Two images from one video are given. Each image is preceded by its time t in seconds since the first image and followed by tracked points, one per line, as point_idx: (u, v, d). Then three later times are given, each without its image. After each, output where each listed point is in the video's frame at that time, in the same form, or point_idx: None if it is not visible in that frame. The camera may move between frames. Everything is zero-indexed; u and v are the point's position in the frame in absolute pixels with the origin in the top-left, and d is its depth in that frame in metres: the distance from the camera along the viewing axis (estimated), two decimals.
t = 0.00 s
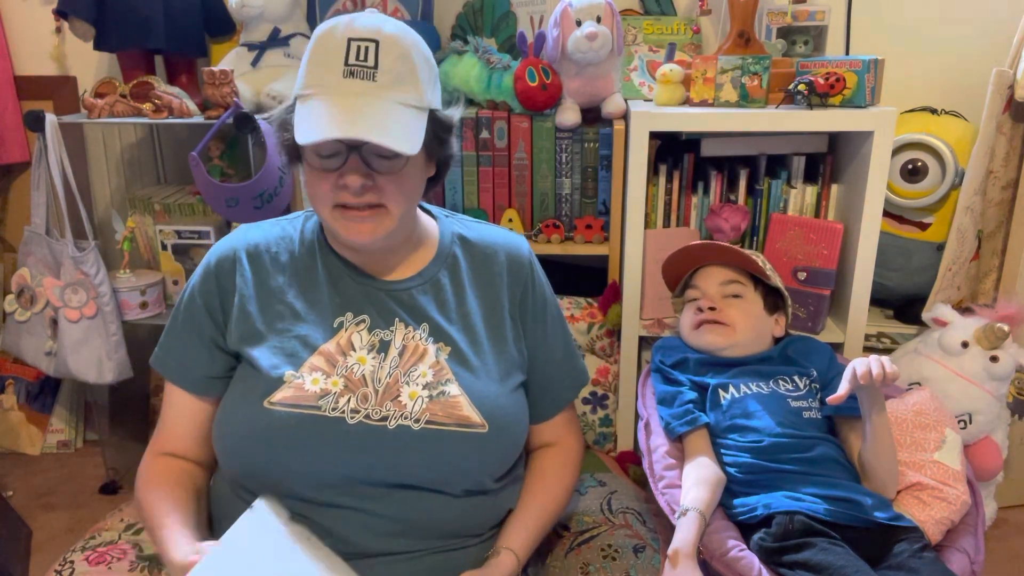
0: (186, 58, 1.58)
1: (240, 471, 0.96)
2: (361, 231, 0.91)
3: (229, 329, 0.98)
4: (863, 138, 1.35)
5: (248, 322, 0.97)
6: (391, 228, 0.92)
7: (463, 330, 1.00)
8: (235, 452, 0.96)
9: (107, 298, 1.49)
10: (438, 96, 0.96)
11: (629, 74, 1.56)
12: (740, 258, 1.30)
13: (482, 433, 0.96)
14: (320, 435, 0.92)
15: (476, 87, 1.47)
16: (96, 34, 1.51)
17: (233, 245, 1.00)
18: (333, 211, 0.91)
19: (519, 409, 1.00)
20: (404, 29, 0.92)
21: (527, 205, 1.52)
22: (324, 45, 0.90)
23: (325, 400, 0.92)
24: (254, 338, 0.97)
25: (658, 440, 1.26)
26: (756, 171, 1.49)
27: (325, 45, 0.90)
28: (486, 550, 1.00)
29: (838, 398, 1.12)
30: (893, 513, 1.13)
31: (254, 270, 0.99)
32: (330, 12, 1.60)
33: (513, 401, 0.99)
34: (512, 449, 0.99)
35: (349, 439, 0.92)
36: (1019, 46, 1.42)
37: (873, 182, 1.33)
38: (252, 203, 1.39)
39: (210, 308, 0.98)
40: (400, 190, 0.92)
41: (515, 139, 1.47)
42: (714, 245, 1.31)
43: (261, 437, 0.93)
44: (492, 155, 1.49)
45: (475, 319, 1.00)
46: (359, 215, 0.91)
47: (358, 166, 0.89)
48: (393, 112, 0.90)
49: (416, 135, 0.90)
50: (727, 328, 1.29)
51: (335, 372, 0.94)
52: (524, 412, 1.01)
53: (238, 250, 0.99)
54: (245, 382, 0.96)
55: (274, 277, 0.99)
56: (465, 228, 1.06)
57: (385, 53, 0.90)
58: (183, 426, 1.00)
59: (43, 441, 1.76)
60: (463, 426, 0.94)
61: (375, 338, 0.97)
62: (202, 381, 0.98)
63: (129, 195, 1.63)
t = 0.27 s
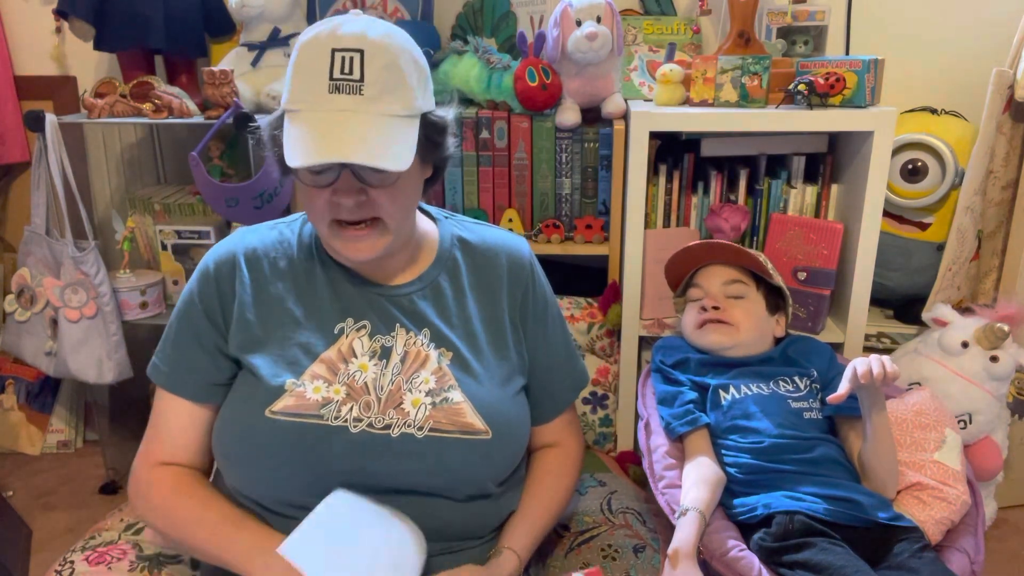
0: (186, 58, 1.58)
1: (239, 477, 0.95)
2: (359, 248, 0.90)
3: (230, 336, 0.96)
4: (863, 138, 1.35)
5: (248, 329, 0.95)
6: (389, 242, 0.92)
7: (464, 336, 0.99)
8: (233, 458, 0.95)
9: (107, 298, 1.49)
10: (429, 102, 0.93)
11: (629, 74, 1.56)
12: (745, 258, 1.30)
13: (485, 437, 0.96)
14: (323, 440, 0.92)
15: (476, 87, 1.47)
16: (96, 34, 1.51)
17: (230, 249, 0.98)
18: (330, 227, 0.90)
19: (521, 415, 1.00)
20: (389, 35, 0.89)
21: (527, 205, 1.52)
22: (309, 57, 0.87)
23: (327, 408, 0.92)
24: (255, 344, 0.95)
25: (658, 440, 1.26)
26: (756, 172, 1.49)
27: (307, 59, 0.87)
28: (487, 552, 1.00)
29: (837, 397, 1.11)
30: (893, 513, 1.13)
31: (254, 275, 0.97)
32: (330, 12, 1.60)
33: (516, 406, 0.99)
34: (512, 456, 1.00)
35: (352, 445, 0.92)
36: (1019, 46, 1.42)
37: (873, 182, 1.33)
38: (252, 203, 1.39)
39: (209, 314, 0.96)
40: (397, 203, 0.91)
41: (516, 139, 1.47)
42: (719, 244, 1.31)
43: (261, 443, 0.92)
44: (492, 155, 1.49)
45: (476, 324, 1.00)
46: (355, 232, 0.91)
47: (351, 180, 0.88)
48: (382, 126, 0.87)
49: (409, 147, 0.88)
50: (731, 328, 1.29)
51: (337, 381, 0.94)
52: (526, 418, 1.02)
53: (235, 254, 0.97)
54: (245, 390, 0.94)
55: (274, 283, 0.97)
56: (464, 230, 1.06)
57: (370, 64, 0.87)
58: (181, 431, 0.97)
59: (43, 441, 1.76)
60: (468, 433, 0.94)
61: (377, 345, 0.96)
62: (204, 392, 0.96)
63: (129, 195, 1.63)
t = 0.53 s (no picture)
0: (186, 58, 1.58)
1: (234, 489, 0.93)
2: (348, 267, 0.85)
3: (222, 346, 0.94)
4: (863, 138, 1.35)
5: (241, 341, 0.93)
6: (379, 260, 0.87)
7: (465, 347, 0.98)
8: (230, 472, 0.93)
9: (107, 298, 1.49)
10: (427, 119, 0.87)
11: (629, 74, 1.56)
12: (738, 257, 1.30)
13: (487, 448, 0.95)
14: (320, 454, 0.90)
15: (476, 87, 1.46)
16: (96, 34, 1.50)
17: (223, 256, 0.95)
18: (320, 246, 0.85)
19: (522, 425, 1.00)
20: (384, 51, 0.82)
21: (527, 205, 1.52)
22: (298, 77, 0.81)
23: (325, 426, 0.91)
24: (248, 356, 0.93)
25: (658, 440, 1.26)
26: (756, 172, 1.49)
27: (297, 78, 0.82)
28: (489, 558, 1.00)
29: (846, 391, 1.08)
30: (893, 513, 1.13)
31: (247, 283, 0.94)
32: (330, 12, 1.60)
33: (517, 417, 0.99)
34: (510, 468, 0.99)
35: (351, 460, 0.90)
36: (1019, 46, 1.42)
37: (873, 182, 1.33)
38: (252, 203, 1.39)
39: (200, 323, 0.93)
40: (390, 223, 0.85)
41: (516, 139, 1.47)
42: (711, 244, 1.31)
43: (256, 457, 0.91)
44: (492, 155, 1.49)
45: (476, 336, 0.99)
46: (345, 254, 0.85)
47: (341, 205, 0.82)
48: (375, 153, 0.81)
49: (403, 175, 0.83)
50: (725, 327, 1.29)
51: (335, 397, 0.92)
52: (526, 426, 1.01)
53: (228, 262, 0.94)
54: (240, 405, 0.92)
55: (267, 291, 0.94)
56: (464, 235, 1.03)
57: (363, 85, 0.81)
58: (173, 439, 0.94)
59: (43, 441, 1.76)
60: (467, 449, 0.93)
61: (375, 358, 0.94)
62: (198, 402, 0.94)
63: (129, 195, 1.63)
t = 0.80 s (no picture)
0: (186, 58, 1.58)
1: (229, 504, 0.90)
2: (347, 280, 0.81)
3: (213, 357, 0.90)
4: (863, 138, 1.35)
5: (233, 352, 0.89)
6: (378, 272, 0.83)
7: (463, 357, 0.93)
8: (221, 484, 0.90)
9: (107, 298, 1.49)
10: (418, 124, 0.82)
11: (629, 74, 1.56)
12: (738, 257, 1.30)
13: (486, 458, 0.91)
14: (315, 467, 0.87)
15: (476, 87, 1.47)
16: (96, 34, 1.50)
17: (210, 264, 0.90)
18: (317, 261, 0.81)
19: (524, 437, 0.95)
20: (368, 56, 0.77)
21: (527, 205, 1.52)
22: (278, 93, 0.77)
23: (319, 443, 0.87)
24: (240, 368, 0.89)
25: (658, 440, 1.26)
26: (756, 172, 1.49)
27: (276, 94, 0.77)
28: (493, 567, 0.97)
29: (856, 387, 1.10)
30: (893, 513, 1.13)
31: (237, 291, 0.90)
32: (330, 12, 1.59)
33: (522, 430, 0.95)
34: (512, 482, 0.94)
35: (348, 473, 0.87)
36: (1019, 46, 1.42)
37: (873, 182, 1.33)
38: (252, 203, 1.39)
39: (190, 333, 0.90)
40: (388, 236, 0.81)
41: (516, 139, 1.47)
42: (711, 244, 1.31)
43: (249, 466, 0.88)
44: (492, 155, 1.49)
45: (474, 344, 0.94)
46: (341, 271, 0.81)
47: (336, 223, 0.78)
48: (365, 169, 0.77)
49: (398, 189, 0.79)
50: (725, 327, 1.29)
51: (329, 413, 0.89)
52: (529, 437, 0.97)
53: (216, 270, 0.90)
54: (233, 419, 0.89)
55: (260, 300, 0.91)
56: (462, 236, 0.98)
57: (347, 98, 0.76)
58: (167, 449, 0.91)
59: (43, 441, 1.76)
60: (466, 465, 0.90)
61: (370, 371, 0.90)
62: (189, 416, 0.90)
63: (129, 195, 1.63)
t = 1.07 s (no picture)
0: (186, 58, 1.58)
1: (215, 522, 0.87)
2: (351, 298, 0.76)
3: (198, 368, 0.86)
4: (863, 138, 1.35)
5: (217, 365, 0.85)
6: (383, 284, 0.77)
7: (460, 376, 0.86)
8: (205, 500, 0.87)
9: (107, 298, 1.49)
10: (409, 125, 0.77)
11: (629, 74, 1.56)
12: (739, 257, 1.30)
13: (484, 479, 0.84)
14: (302, 491, 0.83)
15: (476, 87, 1.47)
16: (96, 34, 1.50)
17: (194, 270, 0.86)
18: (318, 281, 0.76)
19: (524, 459, 0.88)
20: (351, 61, 0.71)
21: (527, 205, 1.52)
22: (257, 107, 0.70)
23: (306, 466, 0.83)
24: (224, 382, 0.85)
25: (658, 440, 1.26)
26: (756, 172, 1.49)
27: (257, 114, 0.70)
28: None
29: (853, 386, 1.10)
30: (893, 513, 1.13)
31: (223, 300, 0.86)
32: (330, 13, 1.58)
33: (523, 452, 0.88)
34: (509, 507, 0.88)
35: (335, 497, 0.83)
36: (1020, 45, 1.42)
37: (873, 182, 1.33)
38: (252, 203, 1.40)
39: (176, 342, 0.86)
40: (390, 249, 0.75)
41: (516, 139, 1.47)
42: (713, 244, 1.31)
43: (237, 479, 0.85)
44: (492, 155, 1.49)
45: (472, 362, 0.86)
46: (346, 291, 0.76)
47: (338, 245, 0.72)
48: (365, 183, 0.72)
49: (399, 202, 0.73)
50: (727, 328, 1.29)
51: (317, 435, 0.84)
52: (529, 456, 0.91)
53: (199, 277, 0.86)
54: (220, 434, 0.86)
55: (246, 310, 0.86)
56: (462, 246, 0.89)
57: (336, 110, 0.70)
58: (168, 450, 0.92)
59: (43, 441, 1.76)
60: (458, 493, 0.84)
61: (361, 391, 0.85)
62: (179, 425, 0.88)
63: (128, 195, 1.64)
